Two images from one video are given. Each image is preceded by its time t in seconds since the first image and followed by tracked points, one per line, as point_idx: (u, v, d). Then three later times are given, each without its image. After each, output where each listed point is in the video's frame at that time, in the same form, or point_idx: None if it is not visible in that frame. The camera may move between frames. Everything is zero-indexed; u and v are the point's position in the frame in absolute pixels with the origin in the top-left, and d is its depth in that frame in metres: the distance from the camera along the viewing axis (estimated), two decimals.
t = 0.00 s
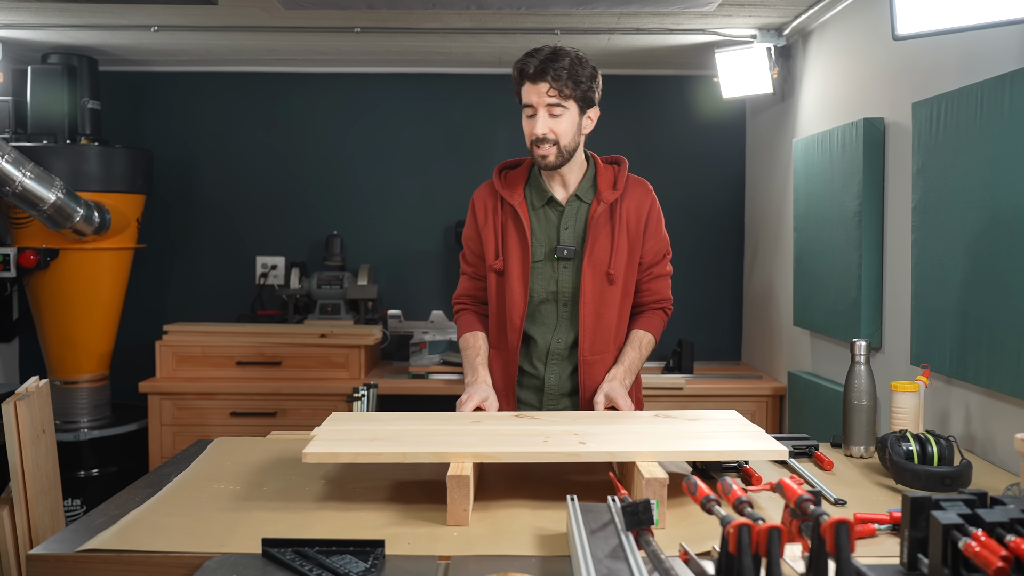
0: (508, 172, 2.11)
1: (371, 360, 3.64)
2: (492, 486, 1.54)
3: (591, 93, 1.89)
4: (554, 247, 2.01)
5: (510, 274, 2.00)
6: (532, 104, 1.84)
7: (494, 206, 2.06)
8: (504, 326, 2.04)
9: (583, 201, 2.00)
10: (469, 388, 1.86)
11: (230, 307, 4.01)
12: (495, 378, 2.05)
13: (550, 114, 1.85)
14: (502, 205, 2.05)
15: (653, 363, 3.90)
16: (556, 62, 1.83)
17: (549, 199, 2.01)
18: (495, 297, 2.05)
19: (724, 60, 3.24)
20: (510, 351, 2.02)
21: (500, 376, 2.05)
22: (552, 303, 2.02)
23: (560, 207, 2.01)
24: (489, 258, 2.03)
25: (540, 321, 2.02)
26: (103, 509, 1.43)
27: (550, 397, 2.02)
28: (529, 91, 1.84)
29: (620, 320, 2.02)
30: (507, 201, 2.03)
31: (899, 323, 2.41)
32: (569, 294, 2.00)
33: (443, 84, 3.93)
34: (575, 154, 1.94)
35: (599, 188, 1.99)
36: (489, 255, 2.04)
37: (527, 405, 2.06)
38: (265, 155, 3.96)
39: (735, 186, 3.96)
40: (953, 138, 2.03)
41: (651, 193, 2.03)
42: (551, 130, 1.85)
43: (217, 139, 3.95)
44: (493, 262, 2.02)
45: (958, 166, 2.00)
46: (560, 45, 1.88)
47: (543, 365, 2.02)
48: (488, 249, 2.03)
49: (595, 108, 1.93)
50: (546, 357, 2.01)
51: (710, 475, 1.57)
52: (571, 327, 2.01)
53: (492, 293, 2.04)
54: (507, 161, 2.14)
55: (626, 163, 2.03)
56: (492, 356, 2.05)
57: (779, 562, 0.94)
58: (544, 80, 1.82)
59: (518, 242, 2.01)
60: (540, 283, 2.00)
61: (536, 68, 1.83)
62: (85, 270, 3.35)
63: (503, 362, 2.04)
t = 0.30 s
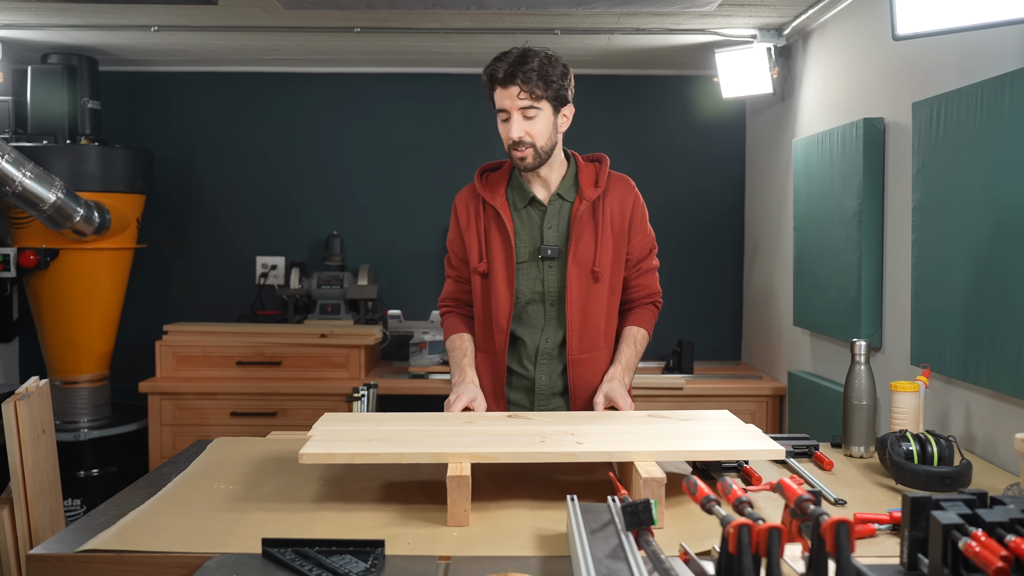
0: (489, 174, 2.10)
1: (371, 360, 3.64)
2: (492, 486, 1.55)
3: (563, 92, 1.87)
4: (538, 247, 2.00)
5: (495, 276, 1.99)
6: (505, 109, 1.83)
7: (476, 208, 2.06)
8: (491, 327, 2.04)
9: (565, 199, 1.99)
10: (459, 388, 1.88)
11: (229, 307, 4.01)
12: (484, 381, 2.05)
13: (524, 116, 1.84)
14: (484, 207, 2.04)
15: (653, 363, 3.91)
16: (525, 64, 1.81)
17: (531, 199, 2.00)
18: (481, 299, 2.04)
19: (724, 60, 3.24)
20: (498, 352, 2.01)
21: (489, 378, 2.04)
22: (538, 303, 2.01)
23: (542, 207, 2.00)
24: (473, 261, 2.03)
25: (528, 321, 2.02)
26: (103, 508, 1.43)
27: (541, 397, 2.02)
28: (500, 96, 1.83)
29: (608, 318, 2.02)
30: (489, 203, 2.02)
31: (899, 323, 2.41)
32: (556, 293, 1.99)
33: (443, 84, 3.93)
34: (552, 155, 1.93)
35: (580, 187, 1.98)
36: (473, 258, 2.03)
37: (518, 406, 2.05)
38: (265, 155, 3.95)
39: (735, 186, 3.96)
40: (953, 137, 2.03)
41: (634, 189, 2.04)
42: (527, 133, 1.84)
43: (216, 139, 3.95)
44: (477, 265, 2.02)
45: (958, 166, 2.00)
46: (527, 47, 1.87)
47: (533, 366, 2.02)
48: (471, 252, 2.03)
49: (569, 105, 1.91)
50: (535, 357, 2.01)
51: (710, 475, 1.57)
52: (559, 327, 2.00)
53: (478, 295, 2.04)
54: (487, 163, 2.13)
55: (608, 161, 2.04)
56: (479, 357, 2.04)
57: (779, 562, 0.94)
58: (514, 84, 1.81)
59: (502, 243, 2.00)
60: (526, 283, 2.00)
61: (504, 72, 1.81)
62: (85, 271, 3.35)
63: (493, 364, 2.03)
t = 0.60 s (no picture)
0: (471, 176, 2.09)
1: (371, 360, 3.64)
2: (491, 486, 1.54)
3: (542, 94, 1.87)
4: (523, 252, 2.00)
5: (481, 282, 2.00)
6: (484, 114, 1.82)
7: (458, 214, 2.05)
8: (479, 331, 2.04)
9: (549, 202, 1.99)
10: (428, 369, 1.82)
11: (228, 307, 4.01)
12: (474, 386, 2.05)
13: (504, 121, 1.83)
14: (467, 213, 2.04)
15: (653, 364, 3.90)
16: (504, 67, 1.80)
17: (514, 204, 2.00)
18: (467, 304, 2.06)
19: (724, 60, 3.24)
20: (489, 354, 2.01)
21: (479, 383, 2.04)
22: (527, 307, 2.01)
23: (526, 211, 2.00)
24: (457, 268, 2.03)
25: (517, 325, 2.02)
26: (103, 508, 1.43)
27: (535, 400, 2.01)
28: (479, 100, 1.82)
29: (599, 319, 2.02)
30: (472, 209, 2.02)
31: (899, 324, 2.41)
32: (544, 298, 1.99)
33: (443, 84, 3.93)
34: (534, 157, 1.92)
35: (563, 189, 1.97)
36: (456, 265, 2.04)
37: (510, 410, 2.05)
38: (264, 155, 3.95)
39: (734, 186, 3.96)
40: (953, 137, 2.03)
41: (618, 184, 2.05)
42: (507, 138, 1.83)
43: (216, 139, 3.95)
44: (460, 272, 2.02)
45: (958, 166, 2.00)
46: (507, 48, 1.85)
47: (525, 370, 2.01)
48: (455, 259, 2.03)
49: (548, 106, 1.91)
50: (526, 360, 2.01)
51: (710, 475, 1.57)
52: (549, 330, 2.00)
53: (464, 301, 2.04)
54: (469, 163, 2.11)
55: (589, 159, 2.04)
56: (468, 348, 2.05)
57: (779, 562, 0.94)
58: (491, 89, 1.80)
59: (486, 249, 2.00)
60: (513, 289, 2.00)
61: (482, 75, 1.80)
62: (85, 270, 3.35)
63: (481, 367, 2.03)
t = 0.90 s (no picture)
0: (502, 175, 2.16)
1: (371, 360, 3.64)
2: (491, 487, 1.54)
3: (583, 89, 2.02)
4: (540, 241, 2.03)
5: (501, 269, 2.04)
6: (541, 85, 1.93)
7: (488, 205, 2.10)
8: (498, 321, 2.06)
9: (567, 195, 2.02)
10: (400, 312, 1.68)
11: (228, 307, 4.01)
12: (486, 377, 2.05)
13: (557, 95, 1.93)
14: (495, 204, 2.09)
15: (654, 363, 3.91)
16: (561, 49, 1.95)
17: (536, 192, 2.05)
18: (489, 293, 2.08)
19: (724, 60, 3.24)
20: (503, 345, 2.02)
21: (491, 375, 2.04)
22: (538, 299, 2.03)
23: (546, 201, 2.04)
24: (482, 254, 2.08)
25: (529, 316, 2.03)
26: (104, 508, 1.43)
27: (536, 396, 2.01)
28: (536, 73, 1.93)
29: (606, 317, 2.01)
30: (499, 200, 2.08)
31: (899, 324, 2.41)
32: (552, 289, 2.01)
33: (443, 85, 3.93)
34: (571, 147, 2.00)
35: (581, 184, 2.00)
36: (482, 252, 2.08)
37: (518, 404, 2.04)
38: (264, 155, 3.96)
39: (735, 186, 3.96)
40: (952, 137, 2.03)
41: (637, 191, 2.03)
42: (555, 110, 1.92)
43: (216, 139, 3.95)
44: (485, 259, 2.06)
45: (957, 167, 2.01)
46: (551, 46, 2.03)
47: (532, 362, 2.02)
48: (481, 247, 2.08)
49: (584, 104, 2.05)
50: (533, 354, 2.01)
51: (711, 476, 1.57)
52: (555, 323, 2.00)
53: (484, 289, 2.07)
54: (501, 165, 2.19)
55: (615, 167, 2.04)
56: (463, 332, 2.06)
57: (779, 562, 0.94)
58: (551, 63, 1.94)
59: (509, 236, 2.05)
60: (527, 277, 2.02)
61: (542, 52, 1.94)
62: (85, 270, 3.34)
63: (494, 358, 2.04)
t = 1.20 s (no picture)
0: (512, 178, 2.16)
1: (371, 361, 3.64)
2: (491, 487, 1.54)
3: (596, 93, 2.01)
4: (547, 242, 2.03)
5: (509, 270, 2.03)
6: (554, 91, 1.92)
7: (498, 208, 2.10)
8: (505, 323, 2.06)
9: (575, 197, 2.02)
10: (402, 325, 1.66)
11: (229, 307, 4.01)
12: (493, 379, 2.05)
13: (570, 103, 1.93)
14: (505, 206, 2.09)
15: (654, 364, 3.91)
16: (577, 55, 1.94)
17: (545, 194, 2.05)
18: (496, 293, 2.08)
19: (724, 60, 3.24)
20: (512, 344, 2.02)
21: (498, 376, 2.04)
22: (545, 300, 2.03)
23: (555, 203, 2.04)
24: (490, 256, 2.08)
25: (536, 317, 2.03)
26: (104, 508, 1.43)
27: (543, 395, 2.01)
28: (550, 79, 1.93)
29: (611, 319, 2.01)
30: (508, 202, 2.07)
31: (899, 324, 2.41)
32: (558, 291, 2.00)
33: (444, 85, 3.93)
34: (581, 151, 2.00)
35: (590, 187, 1.99)
36: (491, 254, 2.08)
37: (527, 404, 2.05)
38: (265, 155, 3.96)
39: (735, 186, 3.96)
40: (952, 137, 2.03)
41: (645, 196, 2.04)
42: (566, 118, 1.92)
43: (216, 139, 3.95)
44: (494, 260, 2.06)
45: (957, 167, 2.01)
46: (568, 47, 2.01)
47: (539, 364, 2.02)
48: (490, 249, 2.08)
49: (598, 107, 2.04)
50: (541, 354, 2.02)
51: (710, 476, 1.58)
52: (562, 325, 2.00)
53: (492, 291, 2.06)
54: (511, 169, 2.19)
55: (624, 170, 2.05)
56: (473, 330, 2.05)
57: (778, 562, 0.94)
58: (566, 70, 1.92)
59: (517, 237, 2.04)
60: (535, 278, 2.02)
61: (558, 57, 1.92)
62: (85, 270, 3.34)
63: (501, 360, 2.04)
